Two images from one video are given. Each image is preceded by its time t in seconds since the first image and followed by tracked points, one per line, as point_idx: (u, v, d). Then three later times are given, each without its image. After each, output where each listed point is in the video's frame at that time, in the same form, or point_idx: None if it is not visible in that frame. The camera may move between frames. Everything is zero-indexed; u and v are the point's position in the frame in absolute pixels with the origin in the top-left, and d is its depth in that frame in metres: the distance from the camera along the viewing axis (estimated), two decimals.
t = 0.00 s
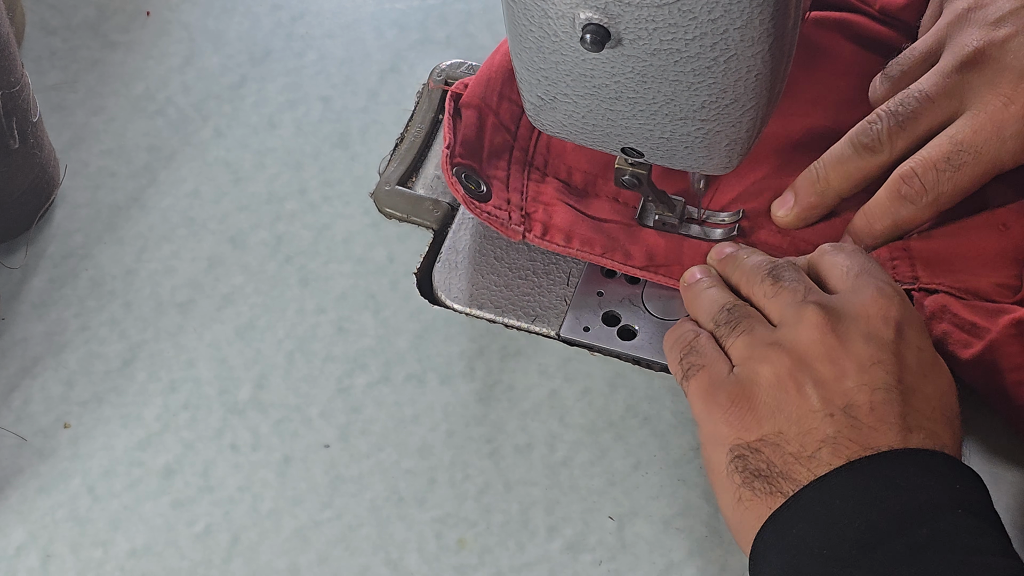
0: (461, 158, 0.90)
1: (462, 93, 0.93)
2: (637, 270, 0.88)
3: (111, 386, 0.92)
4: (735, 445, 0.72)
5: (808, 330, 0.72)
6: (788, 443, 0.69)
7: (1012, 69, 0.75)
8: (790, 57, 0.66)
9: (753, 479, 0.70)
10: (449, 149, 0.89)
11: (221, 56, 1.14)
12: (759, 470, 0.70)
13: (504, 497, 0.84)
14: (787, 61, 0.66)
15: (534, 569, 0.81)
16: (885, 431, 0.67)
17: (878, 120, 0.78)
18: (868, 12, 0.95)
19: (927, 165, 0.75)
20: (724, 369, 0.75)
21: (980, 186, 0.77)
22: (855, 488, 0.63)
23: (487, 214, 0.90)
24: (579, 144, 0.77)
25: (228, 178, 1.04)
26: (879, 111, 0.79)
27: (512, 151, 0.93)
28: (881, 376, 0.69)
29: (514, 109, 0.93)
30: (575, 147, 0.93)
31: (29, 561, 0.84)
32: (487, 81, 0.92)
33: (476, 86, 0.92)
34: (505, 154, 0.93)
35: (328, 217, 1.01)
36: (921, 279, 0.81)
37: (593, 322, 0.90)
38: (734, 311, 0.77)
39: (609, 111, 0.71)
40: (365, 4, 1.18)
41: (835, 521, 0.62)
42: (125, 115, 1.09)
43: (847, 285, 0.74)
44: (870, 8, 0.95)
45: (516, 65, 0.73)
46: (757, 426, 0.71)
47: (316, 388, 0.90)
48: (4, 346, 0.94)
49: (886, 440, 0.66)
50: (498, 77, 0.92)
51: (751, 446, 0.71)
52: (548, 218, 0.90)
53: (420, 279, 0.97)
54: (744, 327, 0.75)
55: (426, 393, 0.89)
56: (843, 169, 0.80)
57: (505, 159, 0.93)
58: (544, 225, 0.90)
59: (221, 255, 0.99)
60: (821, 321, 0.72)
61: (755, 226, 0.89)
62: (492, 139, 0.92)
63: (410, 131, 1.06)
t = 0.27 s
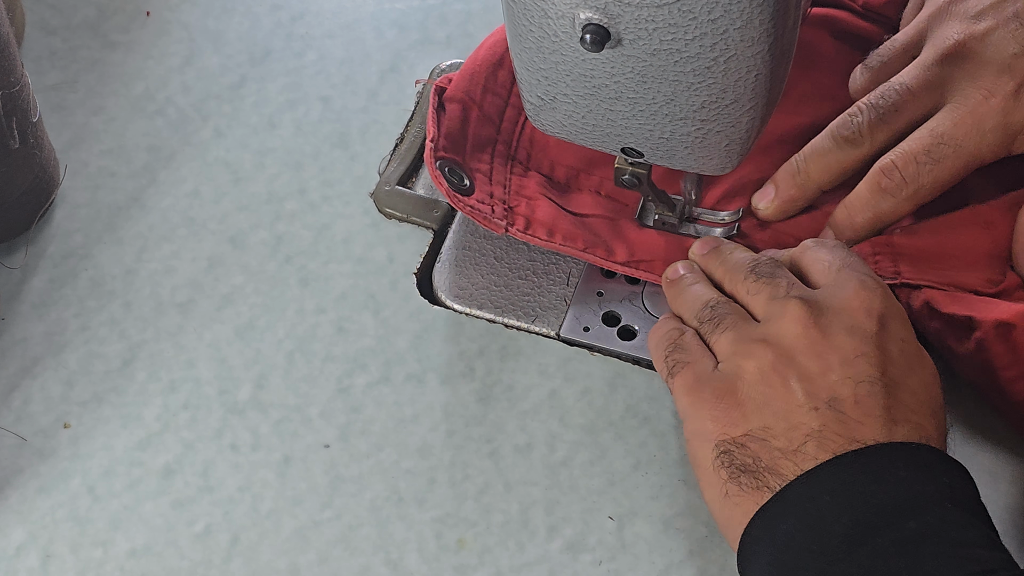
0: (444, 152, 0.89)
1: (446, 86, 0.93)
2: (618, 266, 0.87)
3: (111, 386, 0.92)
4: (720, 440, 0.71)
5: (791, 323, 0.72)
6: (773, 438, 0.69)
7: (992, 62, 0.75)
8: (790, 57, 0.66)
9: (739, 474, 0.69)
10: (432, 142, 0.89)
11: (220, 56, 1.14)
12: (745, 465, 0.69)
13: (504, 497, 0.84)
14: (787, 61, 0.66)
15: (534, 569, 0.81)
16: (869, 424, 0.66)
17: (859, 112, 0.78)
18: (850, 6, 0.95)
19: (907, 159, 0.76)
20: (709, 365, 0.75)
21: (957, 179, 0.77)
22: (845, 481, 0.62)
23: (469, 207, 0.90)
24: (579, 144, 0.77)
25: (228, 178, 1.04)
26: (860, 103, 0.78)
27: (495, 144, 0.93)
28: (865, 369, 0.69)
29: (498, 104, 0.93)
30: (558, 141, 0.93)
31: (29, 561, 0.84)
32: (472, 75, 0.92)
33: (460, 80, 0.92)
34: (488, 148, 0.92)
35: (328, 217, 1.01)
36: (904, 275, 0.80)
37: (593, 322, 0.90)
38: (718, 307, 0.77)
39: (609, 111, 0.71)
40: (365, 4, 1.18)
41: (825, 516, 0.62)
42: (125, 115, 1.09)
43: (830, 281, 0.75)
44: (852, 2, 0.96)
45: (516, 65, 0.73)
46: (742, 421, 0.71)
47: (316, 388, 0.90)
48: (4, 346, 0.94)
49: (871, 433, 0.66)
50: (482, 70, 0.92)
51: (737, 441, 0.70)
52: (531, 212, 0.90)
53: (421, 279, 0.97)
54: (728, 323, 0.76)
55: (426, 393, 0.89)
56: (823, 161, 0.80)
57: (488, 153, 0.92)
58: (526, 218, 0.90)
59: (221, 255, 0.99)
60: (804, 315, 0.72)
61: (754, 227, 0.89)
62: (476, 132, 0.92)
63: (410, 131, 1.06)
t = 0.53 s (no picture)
0: (420, 155, 0.89)
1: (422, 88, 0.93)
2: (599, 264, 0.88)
3: (111, 386, 0.91)
4: (698, 438, 0.71)
5: (767, 321, 0.72)
6: (750, 435, 0.69)
7: (962, 50, 0.77)
8: (791, 56, 0.66)
9: (716, 472, 0.69)
10: (408, 144, 0.89)
11: (220, 56, 1.14)
12: (723, 463, 0.69)
13: (504, 497, 0.84)
14: (788, 62, 0.66)
15: (534, 570, 0.81)
16: (850, 420, 0.67)
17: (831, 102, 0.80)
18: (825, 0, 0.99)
19: (879, 147, 0.76)
20: (685, 363, 0.74)
21: (929, 168, 0.78)
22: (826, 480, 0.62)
23: (446, 210, 0.90)
24: (579, 144, 0.77)
25: (228, 178, 1.04)
26: (831, 94, 0.80)
27: (473, 144, 0.93)
28: (840, 366, 0.69)
29: (474, 103, 0.93)
30: (536, 139, 0.93)
31: (29, 561, 0.84)
32: (447, 75, 0.92)
33: (435, 82, 0.92)
34: (466, 149, 0.92)
35: (328, 217, 1.01)
36: (882, 271, 0.81)
37: (594, 322, 0.90)
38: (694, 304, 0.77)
39: (609, 111, 0.71)
40: (365, 4, 1.18)
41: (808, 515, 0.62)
42: (125, 116, 1.09)
43: (806, 276, 0.74)
44: None
45: (516, 65, 0.73)
46: (719, 419, 0.71)
47: (316, 388, 0.90)
48: (4, 345, 0.94)
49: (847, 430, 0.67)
50: (457, 70, 0.92)
51: (714, 439, 0.70)
52: (509, 212, 0.90)
53: (421, 279, 0.96)
54: (704, 320, 0.76)
55: (426, 393, 0.89)
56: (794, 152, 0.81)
57: (465, 153, 0.92)
58: (504, 218, 0.90)
59: (221, 255, 0.99)
60: (778, 312, 0.72)
61: (756, 227, 0.88)
62: (453, 133, 0.92)
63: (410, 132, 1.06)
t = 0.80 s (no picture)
0: (410, 149, 0.88)
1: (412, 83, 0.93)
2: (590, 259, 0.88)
3: (111, 386, 0.91)
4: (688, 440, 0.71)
5: (755, 323, 0.71)
6: (740, 436, 0.69)
7: (975, 55, 0.75)
8: (791, 56, 0.66)
9: (707, 473, 0.69)
10: (398, 138, 0.89)
11: (220, 56, 1.14)
12: (712, 465, 0.69)
13: (504, 497, 0.84)
14: (788, 62, 0.66)
15: (535, 570, 0.81)
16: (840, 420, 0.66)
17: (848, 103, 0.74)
18: None
19: (894, 158, 0.76)
20: (674, 365, 0.74)
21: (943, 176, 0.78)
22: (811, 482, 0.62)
23: (434, 204, 0.89)
24: (579, 145, 0.77)
25: (229, 178, 1.04)
26: (845, 93, 0.75)
27: (463, 140, 0.93)
28: (830, 368, 0.68)
29: (464, 99, 0.94)
30: (527, 136, 0.95)
31: (29, 561, 0.84)
32: (438, 70, 0.92)
33: (427, 77, 0.92)
34: (456, 144, 0.92)
35: (328, 217, 1.01)
36: (872, 271, 0.82)
37: (594, 322, 0.89)
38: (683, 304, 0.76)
39: (609, 111, 0.71)
40: (365, 4, 1.18)
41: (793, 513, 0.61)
42: (125, 116, 1.09)
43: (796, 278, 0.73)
44: None
45: (516, 65, 0.73)
46: (709, 420, 0.71)
47: (316, 388, 0.90)
48: (4, 346, 0.94)
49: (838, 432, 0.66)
50: (449, 66, 0.93)
51: (704, 440, 0.70)
52: (498, 207, 0.90)
53: (421, 279, 0.96)
54: (693, 319, 0.75)
55: (426, 393, 0.89)
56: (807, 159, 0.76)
57: (455, 149, 0.92)
58: (493, 213, 0.90)
59: (221, 255, 0.99)
60: (766, 313, 0.71)
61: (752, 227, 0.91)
62: (443, 129, 0.92)
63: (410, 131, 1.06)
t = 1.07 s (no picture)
0: (408, 147, 0.90)
1: (413, 82, 0.95)
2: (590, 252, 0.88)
3: (111, 386, 0.91)
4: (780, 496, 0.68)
5: (823, 393, 0.68)
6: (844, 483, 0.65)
7: (989, 64, 0.76)
8: (791, 56, 0.66)
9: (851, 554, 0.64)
10: (397, 136, 0.90)
11: (220, 57, 1.14)
12: (809, 512, 0.67)
13: (504, 497, 0.84)
14: (788, 62, 0.66)
15: (535, 570, 0.81)
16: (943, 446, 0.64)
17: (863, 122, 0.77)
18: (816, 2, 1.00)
19: (907, 165, 0.77)
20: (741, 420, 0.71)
21: (956, 183, 0.78)
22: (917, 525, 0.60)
23: (433, 201, 0.89)
24: (579, 145, 0.77)
25: (229, 178, 1.04)
26: (858, 111, 0.78)
27: (462, 138, 0.94)
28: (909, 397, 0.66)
29: (464, 97, 0.95)
30: (526, 133, 0.95)
31: (30, 561, 0.84)
32: (438, 69, 0.95)
33: (427, 77, 0.94)
34: (455, 142, 0.94)
35: (328, 217, 1.01)
36: (877, 277, 0.81)
37: (594, 322, 0.89)
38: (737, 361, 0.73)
39: (609, 111, 0.71)
40: (366, 4, 1.18)
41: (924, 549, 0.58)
42: (125, 116, 1.09)
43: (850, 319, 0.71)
44: None
45: (516, 66, 0.73)
46: (798, 469, 0.67)
47: (316, 388, 0.90)
48: (4, 346, 0.94)
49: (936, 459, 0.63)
50: (448, 65, 0.95)
51: (814, 496, 0.67)
52: (497, 204, 0.91)
53: (421, 279, 0.96)
54: (759, 415, 0.70)
55: (426, 393, 0.89)
56: (825, 177, 0.80)
57: (454, 147, 0.93)
58: (492, 209, 0.90)
59: (221, 255, 0.99)
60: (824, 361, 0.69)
61: (753, 227, 0.91)
62: (442, 127, 0.93)
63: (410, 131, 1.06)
